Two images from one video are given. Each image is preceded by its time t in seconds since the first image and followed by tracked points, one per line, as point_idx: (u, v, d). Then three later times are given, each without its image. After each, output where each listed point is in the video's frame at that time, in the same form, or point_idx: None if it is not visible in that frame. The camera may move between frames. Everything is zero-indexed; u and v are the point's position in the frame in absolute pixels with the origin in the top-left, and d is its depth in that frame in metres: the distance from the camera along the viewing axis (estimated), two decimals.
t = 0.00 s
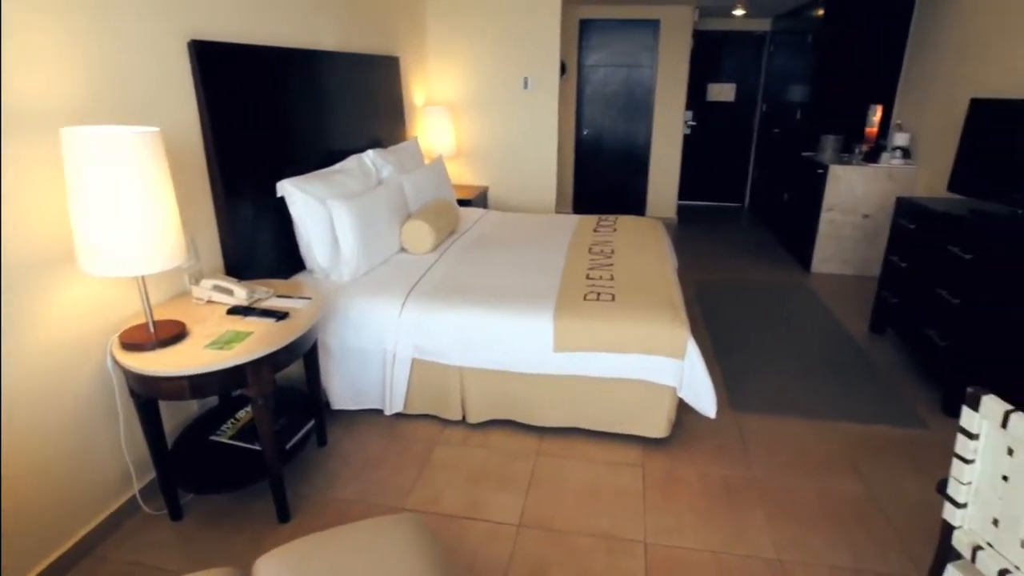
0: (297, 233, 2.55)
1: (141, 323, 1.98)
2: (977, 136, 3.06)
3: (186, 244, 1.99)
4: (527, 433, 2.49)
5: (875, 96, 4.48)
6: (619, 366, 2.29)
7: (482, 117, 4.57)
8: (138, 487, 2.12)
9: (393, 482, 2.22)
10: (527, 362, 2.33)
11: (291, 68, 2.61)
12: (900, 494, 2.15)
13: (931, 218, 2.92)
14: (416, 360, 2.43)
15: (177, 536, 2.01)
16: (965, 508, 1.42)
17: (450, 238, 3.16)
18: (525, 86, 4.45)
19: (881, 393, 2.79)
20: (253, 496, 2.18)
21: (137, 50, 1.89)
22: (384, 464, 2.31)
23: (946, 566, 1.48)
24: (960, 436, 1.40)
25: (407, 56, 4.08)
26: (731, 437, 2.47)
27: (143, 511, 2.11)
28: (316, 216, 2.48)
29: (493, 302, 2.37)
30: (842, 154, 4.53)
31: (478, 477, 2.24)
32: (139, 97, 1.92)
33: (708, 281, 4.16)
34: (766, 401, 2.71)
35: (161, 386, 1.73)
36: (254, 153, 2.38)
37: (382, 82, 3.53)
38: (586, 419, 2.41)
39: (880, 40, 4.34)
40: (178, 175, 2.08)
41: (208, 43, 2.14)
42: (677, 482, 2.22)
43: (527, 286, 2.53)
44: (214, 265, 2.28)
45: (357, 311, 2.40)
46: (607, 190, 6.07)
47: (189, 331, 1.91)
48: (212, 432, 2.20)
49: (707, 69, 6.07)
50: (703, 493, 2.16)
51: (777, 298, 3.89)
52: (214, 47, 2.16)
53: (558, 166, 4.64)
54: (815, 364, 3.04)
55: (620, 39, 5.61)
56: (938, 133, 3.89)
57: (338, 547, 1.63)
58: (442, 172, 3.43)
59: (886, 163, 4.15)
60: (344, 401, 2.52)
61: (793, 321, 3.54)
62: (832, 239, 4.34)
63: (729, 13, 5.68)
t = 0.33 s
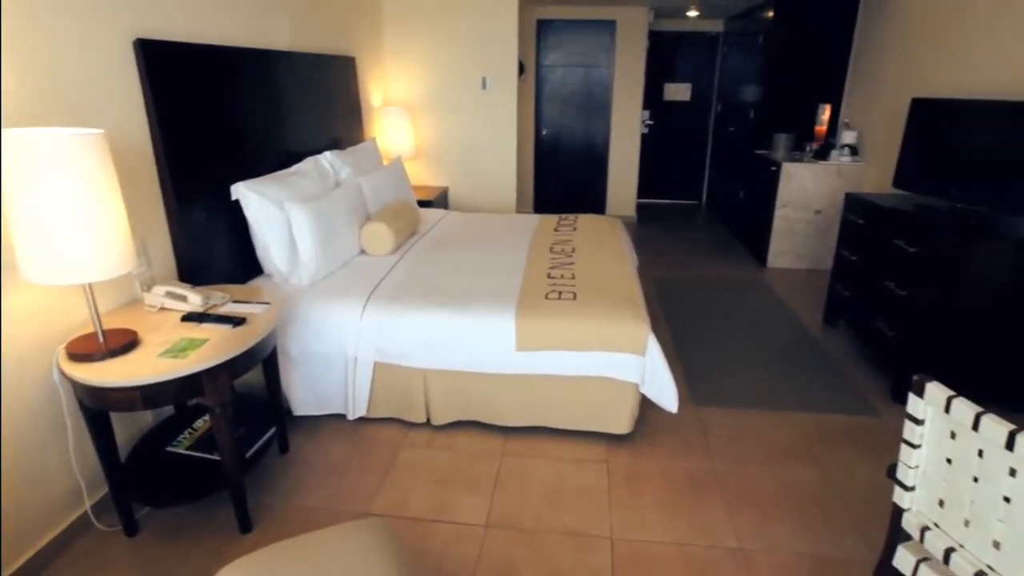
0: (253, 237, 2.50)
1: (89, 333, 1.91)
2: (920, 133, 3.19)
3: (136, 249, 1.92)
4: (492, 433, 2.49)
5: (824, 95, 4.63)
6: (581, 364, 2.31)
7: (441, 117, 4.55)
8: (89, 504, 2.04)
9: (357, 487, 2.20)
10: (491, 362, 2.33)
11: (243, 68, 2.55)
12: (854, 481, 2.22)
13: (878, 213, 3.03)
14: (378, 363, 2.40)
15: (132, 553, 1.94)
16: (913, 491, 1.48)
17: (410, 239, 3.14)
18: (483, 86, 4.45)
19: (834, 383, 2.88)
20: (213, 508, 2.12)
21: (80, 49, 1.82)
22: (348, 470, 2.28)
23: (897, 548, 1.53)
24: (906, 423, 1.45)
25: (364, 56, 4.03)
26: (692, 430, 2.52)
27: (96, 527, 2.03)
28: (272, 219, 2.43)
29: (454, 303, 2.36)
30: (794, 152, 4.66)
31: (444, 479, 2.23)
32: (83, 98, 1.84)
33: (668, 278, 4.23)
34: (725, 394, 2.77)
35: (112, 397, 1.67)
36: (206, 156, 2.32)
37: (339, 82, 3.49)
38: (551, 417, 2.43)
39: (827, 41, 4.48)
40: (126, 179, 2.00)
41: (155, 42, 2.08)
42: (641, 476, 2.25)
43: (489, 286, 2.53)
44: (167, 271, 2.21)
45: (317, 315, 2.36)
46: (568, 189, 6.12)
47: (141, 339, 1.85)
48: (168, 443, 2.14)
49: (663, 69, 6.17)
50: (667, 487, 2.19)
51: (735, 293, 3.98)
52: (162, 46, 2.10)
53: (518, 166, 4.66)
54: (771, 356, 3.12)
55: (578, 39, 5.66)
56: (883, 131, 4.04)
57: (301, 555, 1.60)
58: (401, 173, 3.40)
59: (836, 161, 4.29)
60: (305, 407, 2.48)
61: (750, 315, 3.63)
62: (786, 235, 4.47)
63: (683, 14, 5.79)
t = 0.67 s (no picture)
0: (207, 240, 2.44)
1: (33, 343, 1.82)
2: (866, 131, 3.30)
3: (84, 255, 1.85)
4: (458, 434, 2.48)
5: (776, 94, 4.76)
6: (545, 362, 2.32)
7: (399, 117, 4.51)
8: (37, 522, 1.94)
9: (322, 492, 2.17)
10: (454, 362, 2.33)
11: (194, 66, 2.48)
12: (810, 468, 2.29)
13: (829, 208, 3.13)
14: (340, 366, 2.37)
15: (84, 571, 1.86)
16: (865, 476, 1.54)
17: (371, 240, 3.11)
18: (442, 86, 4.44)
19: (791, 373, 2.97)
20: (170, 521, 2.06)
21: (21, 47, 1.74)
22: (312, 476, 2.24)
23: (851, 531, 1.59)
24: (858, 410, 1.50)
25: (319, 55, 3.96)
26: (655, 424, 2.56)
27: (44, 547, 1.94)
28: (226, 222, 2.37)
29: (416, 304, 2.35)
30: (748, 150, 4.78)
31: (410, 482, 2.21)
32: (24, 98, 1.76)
33: (628, 275, 4.28)
34: (686, 388, 2.83)
35: (57, 409, 1.59)
36: (155, 157, 2.25)
37: (294, 82, 3.42)
38: (516, 416, 2.43)
39: (778, 41, 4.61)
40: (70, 182, 1.92)
41: (99, 39, 2.00)
42: (606, 472, 2.27)
43: (451, 286, 2.52)
44: (116, 277, 2.13)
45: (275, 319, 2.31)
46: (529, 188, 6.13)
47: (90, 348, 1.78)
48: (122, 455, 2.07)
49: (621, 69, 6.25)
50: (631, 481, 2.23)
51: (693, 288, 4.05)
52: (106, 43, 2.02)
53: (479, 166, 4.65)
54: (729, 350, 3.20)
55: (536, 39, 5.68)
56: (832, 129, 4.18)
57: (265, 563, 1.57)
58: (360, 173, 3.36)
59: (789, 158, 4.42)
60: (266, 413, 2.43)
61: (708, 310, 3.70)
62: (742, 231, 4.58)
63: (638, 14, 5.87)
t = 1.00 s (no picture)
0: (162, 245, 2.37)
1: None
2: (819, 129, 3.40)
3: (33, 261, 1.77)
4: (425, 436, 2.47)
5: (733, 94, 4.86)
6: (511, 361, 2.33)
7: (359, 118, 4.46)
8: None
9: (287, 500, 2.13)
10: (421, 364, 2.32)
11: (145, 66, 2.40)
12: (771, 458, 2.35)
13: (785, 205, 3.22)
14: (304, 371, 2.33)
15: None
16: (823, 465, 1.58)
17: (333, 243, 3.06)
18: (403, 86, 4.40)
19: (752, 367, 3.04)
20: (129, 535, 1.99)
21: None
22: (276, 483, 2.20)
23: (811, 518, 1.64)
24: (814, 401, 1.55)
25: (276, 54, 3.89)
26: (620, 421, 2.59)
27: None
28: (182, 226, 2.31)
29: (381, 306, 2.32)
30: (707, 148, 4.87)
31: (377, 486, 2.19)
32: None
33: (592, 274, 4.32)
34: (650, 384, 2.87)
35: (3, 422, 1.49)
36: (105, 159, 2.17)
37: (251, 82, 3.35)
38: (483, 416, 2.43)
39: (733, 42, 4.71)
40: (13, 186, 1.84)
41: (42, 37, 1.92)
42: (574, 469, 2.29)
43: (416, 287, 2.50)
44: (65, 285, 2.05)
45: (235, 324, 2.26)
46: (492, 188, 6.13)
47: (39, 358, 1.69)
48: (75, 469, 1.99)
49: (581, 69, 6.30)
50: (598, 477, 2.25)
51: (656, 285, 4.11)
52: (50, 41, 1.94)
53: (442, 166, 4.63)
54: (692, 345, 3.25)
55: (497, 38, 5.68)
56: (787, 127, 4.29)
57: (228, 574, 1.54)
58: (321, 175, 3.31)
59: (746, 156, 4.52)
60: (227, 421, 2.37)
61: (671, 306, 3.76)
62: (703, 228, 4.66)
63: (598, 15, 5.93)
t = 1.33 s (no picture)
0: (113, 251, 2.29)
1: None
2: (772, 128, 3.48)
3: None
4: (389, 439, 2.45)
5: (689, 94, 4.95)
6: (474, 361, 2.33)
7: (316, 119, 4.40)
8: None
9: (249, 508, 2.09)
10: (383, 366, 2.30)
11: (92, 66, 2.33)
12: (730, 450, 2.41)
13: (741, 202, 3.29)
14: (263, 376, 2.29)
15: None
16: (780, 456, 1.62)
17: (292, 245, 3.02)
18: (360, 86, 4.36)
19: (712, 362, 3.10)
20: (82, 552, 1.92)
21: None
22: (237, 492, 2.16)
23: (770, 508, 1.68)
24: (771, 394, 1.58)
25: (229, 54, 3.80)
26: (583, 418, 2.61)
27: None
28: (134, 230, 2.24)
29: (341, 309, 2.30)
30: (666, 147, 4.94)
31: (341, 491, 2.17)
32: None
33: (554, 273, 4.34)
34: (611, 381, 2.90)
35: None
36: (51, 162, 2.09)
37: (203, 83, 3.28)
38: (447, 418, 2.42)
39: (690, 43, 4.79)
40: None
41: None
42: (539, 467, 2.30)
43: (376, 290, 2.48)
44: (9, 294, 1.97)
45: (192, 331, 2.21)
46: (453, 188, 6.11)
47: None
48: (23, 484, 1.92)
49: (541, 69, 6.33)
50: (563, 475, 2.26)
51: (616, 283, 4.15)
52: None
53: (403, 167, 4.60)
54: (653, 342, 3.30)
55: (456, 38, 5.67)
56: (741, 126, 4.38)
57: None
58: (277, 177, 3.26)
59: (702, 154, 4.61)
60: (185, 430, 2.31)
61: (632, 304, 3.80)
62: (662, 226, 4.73)
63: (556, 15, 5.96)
